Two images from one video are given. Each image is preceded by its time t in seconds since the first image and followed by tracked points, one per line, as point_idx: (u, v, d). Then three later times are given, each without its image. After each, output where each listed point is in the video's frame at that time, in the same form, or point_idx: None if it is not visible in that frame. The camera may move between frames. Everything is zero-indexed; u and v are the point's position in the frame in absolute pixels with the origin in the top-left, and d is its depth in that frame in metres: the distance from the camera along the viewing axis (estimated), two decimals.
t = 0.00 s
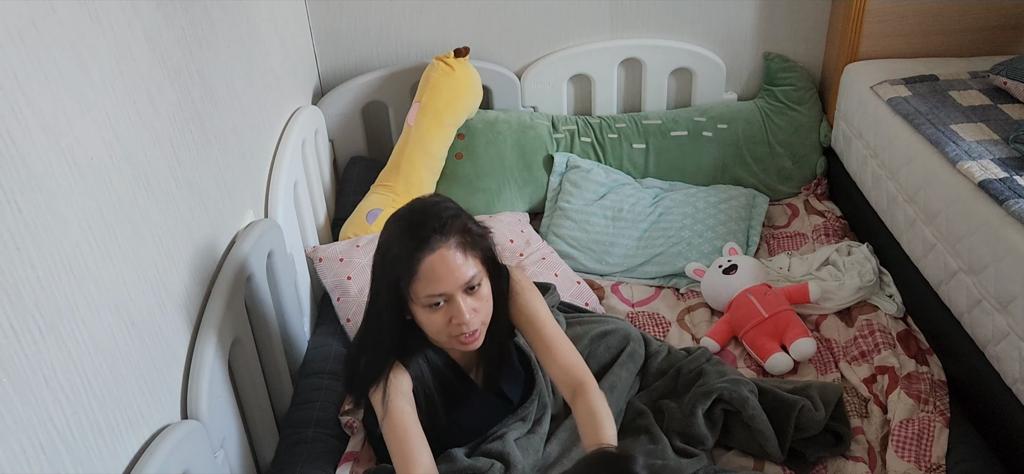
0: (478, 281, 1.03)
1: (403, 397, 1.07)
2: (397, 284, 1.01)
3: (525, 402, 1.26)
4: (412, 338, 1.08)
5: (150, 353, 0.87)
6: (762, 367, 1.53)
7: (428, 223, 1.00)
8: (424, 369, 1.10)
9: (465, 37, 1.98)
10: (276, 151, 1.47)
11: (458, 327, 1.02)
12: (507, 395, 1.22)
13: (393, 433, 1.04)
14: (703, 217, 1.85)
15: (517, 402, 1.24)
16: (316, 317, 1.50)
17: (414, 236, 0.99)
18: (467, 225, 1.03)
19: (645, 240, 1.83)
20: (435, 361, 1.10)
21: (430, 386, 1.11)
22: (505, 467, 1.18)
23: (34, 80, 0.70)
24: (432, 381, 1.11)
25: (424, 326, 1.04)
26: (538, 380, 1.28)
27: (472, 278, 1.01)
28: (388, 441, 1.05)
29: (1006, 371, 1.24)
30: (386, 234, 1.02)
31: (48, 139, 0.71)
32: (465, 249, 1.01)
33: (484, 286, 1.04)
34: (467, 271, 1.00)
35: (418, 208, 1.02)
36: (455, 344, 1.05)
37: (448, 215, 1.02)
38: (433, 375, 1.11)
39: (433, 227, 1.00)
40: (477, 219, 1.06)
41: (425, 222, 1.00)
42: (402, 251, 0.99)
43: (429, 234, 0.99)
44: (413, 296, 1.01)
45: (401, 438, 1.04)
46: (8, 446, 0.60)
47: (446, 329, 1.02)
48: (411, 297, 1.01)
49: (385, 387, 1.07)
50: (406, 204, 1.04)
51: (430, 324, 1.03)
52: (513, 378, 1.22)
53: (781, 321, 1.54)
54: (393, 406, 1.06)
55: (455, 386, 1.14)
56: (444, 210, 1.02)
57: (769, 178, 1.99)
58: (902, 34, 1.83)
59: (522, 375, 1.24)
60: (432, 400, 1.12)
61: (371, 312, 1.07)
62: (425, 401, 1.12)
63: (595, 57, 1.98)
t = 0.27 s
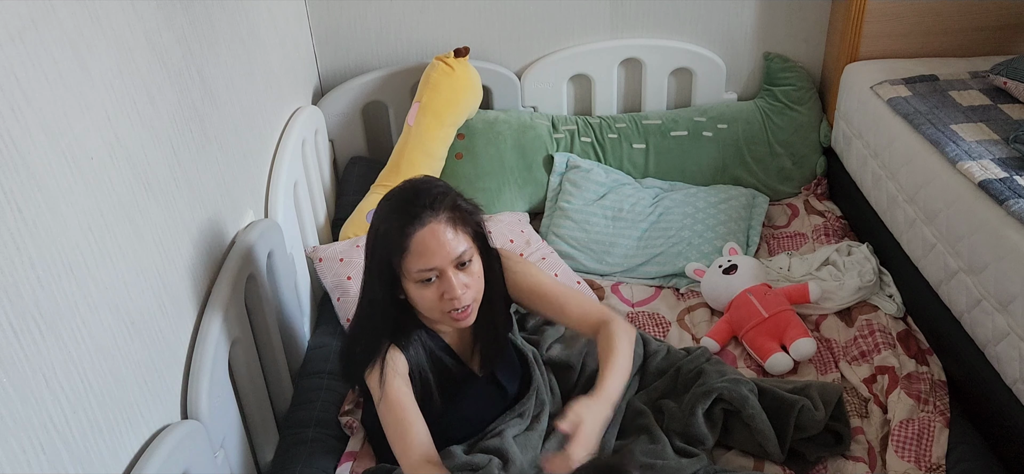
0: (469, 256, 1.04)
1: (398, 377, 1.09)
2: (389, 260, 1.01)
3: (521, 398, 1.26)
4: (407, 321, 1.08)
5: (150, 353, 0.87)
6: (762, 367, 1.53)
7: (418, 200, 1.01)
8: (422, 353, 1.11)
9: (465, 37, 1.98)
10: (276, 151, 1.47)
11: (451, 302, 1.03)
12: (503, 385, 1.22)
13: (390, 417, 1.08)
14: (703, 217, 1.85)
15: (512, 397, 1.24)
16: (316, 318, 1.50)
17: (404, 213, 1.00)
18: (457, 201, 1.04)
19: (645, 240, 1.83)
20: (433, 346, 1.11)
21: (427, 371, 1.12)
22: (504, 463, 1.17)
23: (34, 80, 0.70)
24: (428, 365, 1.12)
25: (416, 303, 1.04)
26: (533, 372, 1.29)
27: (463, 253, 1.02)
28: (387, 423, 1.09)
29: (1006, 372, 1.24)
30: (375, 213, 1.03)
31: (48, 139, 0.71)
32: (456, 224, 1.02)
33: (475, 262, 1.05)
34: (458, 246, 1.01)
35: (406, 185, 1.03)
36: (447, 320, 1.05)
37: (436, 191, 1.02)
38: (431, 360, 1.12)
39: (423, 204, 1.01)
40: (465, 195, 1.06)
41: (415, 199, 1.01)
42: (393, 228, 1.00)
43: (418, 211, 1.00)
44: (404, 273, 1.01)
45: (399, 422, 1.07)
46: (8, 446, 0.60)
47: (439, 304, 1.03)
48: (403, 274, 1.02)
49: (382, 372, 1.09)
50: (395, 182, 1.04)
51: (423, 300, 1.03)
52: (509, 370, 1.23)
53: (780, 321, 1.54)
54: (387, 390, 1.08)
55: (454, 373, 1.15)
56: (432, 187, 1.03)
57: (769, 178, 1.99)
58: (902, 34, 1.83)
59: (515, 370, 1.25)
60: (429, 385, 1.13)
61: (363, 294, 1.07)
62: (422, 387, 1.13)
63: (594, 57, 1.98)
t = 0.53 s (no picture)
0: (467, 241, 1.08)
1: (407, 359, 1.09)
2: (390, 243, 1.05)
3: (521, 395, 1.28)
4: (408, 305, 1.11)
5: (150, 353, 0.87)
6: (762, 367, 1.53)
7: (418, 186, 1.06)
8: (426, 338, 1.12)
9: (465, 37, 1.97)
10: (276, 151, 1.47)
11: (449, 284, 1.06)
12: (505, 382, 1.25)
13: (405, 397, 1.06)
14: (703, 217, 1.86)
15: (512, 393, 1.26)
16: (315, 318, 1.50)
17: (404, 197, 1.05)
18: (456, 188, 1.09)
19: (645, 240, 1.83)
20: (434, 330, 1.14)
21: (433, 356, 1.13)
22: (503, 459, 1.18)
23: (34, 80, 0.70)
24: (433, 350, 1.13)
25: (417, 287, 1.08)
26: (531, 368, 1.31)
27: (461, 236, 1.06)
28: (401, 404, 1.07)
29: (1006, 372, 1.24)
30: (377, 201, 1.08)
31: (48, 139, 0.71)
32: (455, 209, 1.06)
33: (473, 246, 1.09)
34: (456, 229, 1.05)
35: (406, 174, 1.08)
36: (446, 304, 1.09)
37: (435, 178, 1.07)
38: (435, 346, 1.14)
39: (422, 189, 1.05)
40: (465, 183, 1.11)
41: (416, 183, 1.06)
42: (394, 210, 1.04)
43: (418, 195, 1.05)
44: (404, 255, 1.06)
45: (417, 399, 1.05)
46: (8, 446, 0.60)
47: (438, 287, 1.06)
48: (403, 256, 1.06)
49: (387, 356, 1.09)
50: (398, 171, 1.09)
51: (422, 283, 1.07)
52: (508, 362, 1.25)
53: (780, 320, 1.54)
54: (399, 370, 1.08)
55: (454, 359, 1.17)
56: (431, 174, 1.08)
57: (769, 178, 1.99)
58: (902, 34, 1.83)
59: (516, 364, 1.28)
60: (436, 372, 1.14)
61: (367, 281, 1.11)
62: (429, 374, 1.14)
63: (595, 57, 1.98)
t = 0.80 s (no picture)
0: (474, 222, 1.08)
1: (414, 337, 1.10)
2: (398, 223, 1.06)
3: (518, 390, 1.28)
4: (414, 285, 1.12)
5: (150, 353, 0.87)
6: (762, 367, 1.53)
7: (426, 166, 1.06)
8: (431, 318, 1.12)
9: (465, 37, 1.97)
10: (276, 151, 1.47)
11: (455, 264, 1.06)
12: (502, 377, 1.26)
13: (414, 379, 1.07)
14: (703, 217, 1.86)
15: (509, 389, 1.27)
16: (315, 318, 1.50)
17: (412, 177, 1.05)
18: (464, 170, 1.09)
19: (645, 240, 1.83)
20: (440, 312, 1.14)
21: (438, 337, 1.13)
22: (500, 451, 1.17)
23: (34, 80, 0.70)
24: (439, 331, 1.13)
25: (423, 267, 1.08)
26: (529, 365, 1.32)
27: (469, 217, 1.06)
28: (409, 387, 1.08)
29: (1006, 372, 1.24)
30: (387, 180, 1.08)
31: (47, 139, 0.71)
32: (462, 190, 1.07)
33: (480, 227, 1.09)
34: (464, 210, 1.06)
35: (415, 155, 1.08)
36: (452, 284, 1.09)
37: (443, 159, 1.08)
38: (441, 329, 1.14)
39: (430, 170, 1.06)
40: (473, 166, 1.12)
41: (423, 165, 1.06)
42: (402, 191, 1.05)
43: (426, 175, 1.05)
44: (411, 234, 1.06)
45: (427, 380, 1.07)
46: (8, 446, 0.60)
47: (444, 266, 1.07)
48: (410, 236, 1.06)
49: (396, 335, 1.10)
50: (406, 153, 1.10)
51: (429, 263, 1.07)
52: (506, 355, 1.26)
53: (780, 320, 1.54)
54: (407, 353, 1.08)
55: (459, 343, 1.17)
56: (440, 155, 1.08)
57: (769, 178, 1.99)
58: (902, 34, 1.83)
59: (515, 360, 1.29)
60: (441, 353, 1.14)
61: (374, 261, 1.11)
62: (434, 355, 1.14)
63: (595, 57, 1.98)
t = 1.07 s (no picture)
0: (482, 211, 1.09)
1: (420, 323, 1.09)
2: (406, 209, 1.06)
3: (517, 387, 1.28)
4: (420, 273, 1.12)
5: (150, 353, 0.87)
6: (762, 367, 1.53)
7: (436, 154, 1.07)
8: (436, 307, 1.12)
9: (465, 37, 1.97)
10: (276, 151, 1.47)
11: (462, 250, 1.06)
12: (502, 374, 1.25)
13: (420, 364, 1.06)
14: (703, 216, 1.86)
15: (508, 386, 1.27)
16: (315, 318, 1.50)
17: (421, 164, 1.06)
18: (473, 160, 1.10)
19: (644, 239, 1.83)
20: (446, 303, 1.13)
21: (443, 326, 1.13)
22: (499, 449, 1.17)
23: (33, 79, 0.70)
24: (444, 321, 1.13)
25: (430, 254, 1.08)
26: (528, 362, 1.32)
27: (476, 205, 1.07)
28: (415, 374, 1.07)
29: (1006, 372, 1.24)
30: (396, 168, 1.09)
31: (48, 138, 0.71)
32: (471, 179, 1.08)
33: (487, 216, 1.10)
34: (472, 198, 1.06)
35: (425, 143, 1.09)
36: (458, 272, 1.09)
37: (452, 147, 1.09)
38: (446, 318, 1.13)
39: (440, 157, 1.07)
40: (482, 157, 1.13)
41: (433, 153, 1.07)
42: (412, 177, 1.05)
43: (435, 162, 1.06)
44: (419, 221, 1.06)
45: (433, 365, 1.06)
46: (7, 446, 0.60)
47: (451, 253, 1.07)
48: (418, 223, 1.06)
49: (401, 319, 1.09)
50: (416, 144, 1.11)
51: (436, 250, 1.07)
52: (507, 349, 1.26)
53: (781, 320, 1.54)
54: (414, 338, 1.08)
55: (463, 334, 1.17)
56: (449, 144, 1.09)
57: (769, 178, 1.99)
58: (902, 34, 1.83)
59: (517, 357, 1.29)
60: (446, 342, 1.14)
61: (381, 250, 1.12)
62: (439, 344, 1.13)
63: (595, 57, 1.98)
